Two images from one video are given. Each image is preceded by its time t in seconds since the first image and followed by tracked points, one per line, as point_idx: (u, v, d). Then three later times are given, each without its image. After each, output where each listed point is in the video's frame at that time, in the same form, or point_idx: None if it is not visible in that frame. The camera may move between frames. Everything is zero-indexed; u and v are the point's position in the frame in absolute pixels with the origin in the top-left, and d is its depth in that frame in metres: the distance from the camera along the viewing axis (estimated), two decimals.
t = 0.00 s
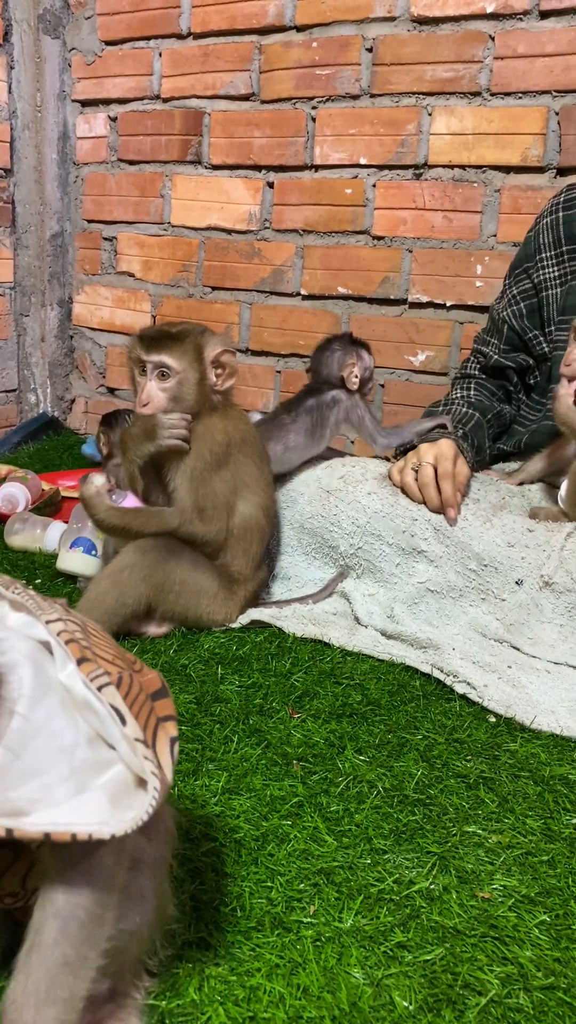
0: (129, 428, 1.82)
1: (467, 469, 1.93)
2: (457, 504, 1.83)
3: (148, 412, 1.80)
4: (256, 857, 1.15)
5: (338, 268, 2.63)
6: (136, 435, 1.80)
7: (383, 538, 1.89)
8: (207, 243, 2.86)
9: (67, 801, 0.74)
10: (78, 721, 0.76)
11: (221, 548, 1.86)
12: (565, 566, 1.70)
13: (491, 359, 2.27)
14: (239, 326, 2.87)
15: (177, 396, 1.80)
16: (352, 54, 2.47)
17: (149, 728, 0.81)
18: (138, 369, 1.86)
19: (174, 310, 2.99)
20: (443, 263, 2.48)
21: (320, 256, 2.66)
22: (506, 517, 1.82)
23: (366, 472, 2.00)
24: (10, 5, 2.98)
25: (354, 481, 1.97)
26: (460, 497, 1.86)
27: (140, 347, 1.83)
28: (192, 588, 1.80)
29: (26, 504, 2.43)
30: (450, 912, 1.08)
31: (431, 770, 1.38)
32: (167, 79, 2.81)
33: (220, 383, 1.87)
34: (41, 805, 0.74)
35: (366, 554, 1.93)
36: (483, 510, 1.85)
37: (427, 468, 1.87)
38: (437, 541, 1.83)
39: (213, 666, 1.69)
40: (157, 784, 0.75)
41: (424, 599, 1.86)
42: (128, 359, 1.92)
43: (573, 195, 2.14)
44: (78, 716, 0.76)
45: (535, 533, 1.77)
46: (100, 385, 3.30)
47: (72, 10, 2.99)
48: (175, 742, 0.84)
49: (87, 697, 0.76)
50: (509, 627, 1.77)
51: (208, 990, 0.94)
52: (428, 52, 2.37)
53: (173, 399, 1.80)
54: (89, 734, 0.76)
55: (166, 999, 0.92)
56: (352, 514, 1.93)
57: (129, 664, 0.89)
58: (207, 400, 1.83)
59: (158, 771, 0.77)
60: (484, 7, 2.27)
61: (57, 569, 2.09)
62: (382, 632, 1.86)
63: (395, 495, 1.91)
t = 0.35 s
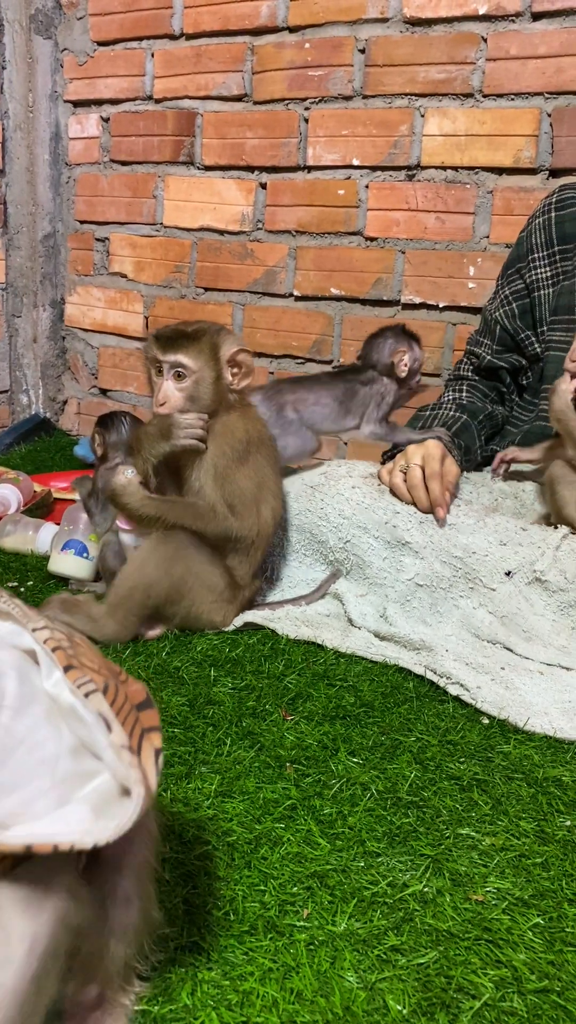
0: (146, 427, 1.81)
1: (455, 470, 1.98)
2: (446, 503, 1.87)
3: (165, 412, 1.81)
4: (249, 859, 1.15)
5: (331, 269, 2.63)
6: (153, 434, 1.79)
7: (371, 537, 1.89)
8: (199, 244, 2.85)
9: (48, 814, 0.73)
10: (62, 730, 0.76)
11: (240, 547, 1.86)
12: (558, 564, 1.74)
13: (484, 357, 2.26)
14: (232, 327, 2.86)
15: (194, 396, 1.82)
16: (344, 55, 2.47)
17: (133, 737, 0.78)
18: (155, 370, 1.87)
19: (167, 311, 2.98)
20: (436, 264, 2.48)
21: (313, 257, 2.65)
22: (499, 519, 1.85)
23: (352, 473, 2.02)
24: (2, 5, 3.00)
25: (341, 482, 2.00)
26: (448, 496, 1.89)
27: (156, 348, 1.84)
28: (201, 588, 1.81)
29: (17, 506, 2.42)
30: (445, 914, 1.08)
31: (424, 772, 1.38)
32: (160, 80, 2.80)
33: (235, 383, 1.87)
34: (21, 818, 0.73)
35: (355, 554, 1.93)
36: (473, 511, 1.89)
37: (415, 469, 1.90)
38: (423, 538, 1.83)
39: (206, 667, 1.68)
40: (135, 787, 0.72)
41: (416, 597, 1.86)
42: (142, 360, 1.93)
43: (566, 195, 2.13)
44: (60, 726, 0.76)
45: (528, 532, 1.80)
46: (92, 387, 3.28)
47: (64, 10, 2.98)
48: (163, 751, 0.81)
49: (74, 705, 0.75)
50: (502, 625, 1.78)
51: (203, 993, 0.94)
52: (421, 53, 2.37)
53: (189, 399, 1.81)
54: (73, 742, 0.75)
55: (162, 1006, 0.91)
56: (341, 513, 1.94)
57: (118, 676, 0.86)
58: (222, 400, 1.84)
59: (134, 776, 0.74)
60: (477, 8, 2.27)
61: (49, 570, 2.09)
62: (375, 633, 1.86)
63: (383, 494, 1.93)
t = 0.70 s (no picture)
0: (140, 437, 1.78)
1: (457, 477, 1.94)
2: (442, 504, 1.83)
3: (159, 423, 1.78)
4: (244, 859, 1.15)
5: (325, 270, 2.63)
6: (147, 444, 1.76)
7: (367, 536, 1.90)
8: (194, 245, 2.85)
9: None
10: None
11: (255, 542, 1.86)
12: (554, 564, 1.72)
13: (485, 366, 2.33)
14: (227, 328, 2.86)
15: (187, 404, 1.79)
16: (338, 55, 2.48)
17: (49, 849, 0.71)
18: (146, 380, 1.84)
19: (161, 312, 2.98)
20: (430, 265, 2.49)
21: (307, 258, 2.66)
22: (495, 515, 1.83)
23: (348, 471, 2.01)
24: None
25: (339, 479, 1.98)
26: (445, 497, 1.86)
27: (146, 358, 1.82)
28: (221, 590, 1.80)
29: (12, 507, 2.41)
30: (441, 914, 1.08)
31: (418, 772, 1.38)
32: (154, 80, 2.80)
33: (229, 388, 1.84)
34: None
35: (351, 553, 1.94)
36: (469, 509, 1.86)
37: (417, 468, 1.88)
38: (419, 537, 1.83)
39: (201, 666, 1.69)
40: None
41: (411, 596, 1.87)
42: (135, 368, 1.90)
43: (558, 200, 2.14)
44: None
45: (524, 528, 1.79)
46: (87, 388, 3.28)
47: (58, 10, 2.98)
48: (85, 880, 0.71)
49: None
50: (498, 624, 1.78)
51: (199, 994, 0.94)
52: (415, 54, 2.37)
53: (183, 407, 1.79)
54: None
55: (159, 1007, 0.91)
56: (335, 511, 1.94)
57: (93, 751, 0.80)
58: (217, 406, 1.81)
59: None
60: (471, 10, 2.28)
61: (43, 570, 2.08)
62: (370, 633, 1.86)
63: (379, 492, 1.91)
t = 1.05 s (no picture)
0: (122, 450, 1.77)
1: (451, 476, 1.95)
2: (437, 503, 1.83)
3: (140, 435, 1.79)
4: (239, 859, 1.15)
5: (320, 270, 2.64)
6: (128, 457, 1.75)
7: (362, 537, 1.90)
8: (189, 245, 2.85)
9: None
10: None
11: (248, 549, 1.85)
12: (549, 564, 1.72)
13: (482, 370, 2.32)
14: (222, 328, 2.86)
15: (166, 417, 1.78)
16: (334, 55, 2.48)
17: (72, 864, 0.70)
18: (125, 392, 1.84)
19: (157, 313, 2.98)
20: (425, 265, 2.49)
21: (302, 258, 2.66)
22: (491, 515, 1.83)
23: (344, 471, 2.01)
24: None
25: (335, 479, 1.98)
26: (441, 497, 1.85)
27: (125, 371, 1.81)
28: (213, 595, 1.80)
29: (7, 508, 2.41)
30: (438, 913, 1.08)
31: (414, 772, 1.38)
32: (149, 80, 2.80)
33: (211, 399, 1.82)
34: None
35: (346, 553, 1.94)
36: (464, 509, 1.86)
37: (411, 468, 1.88)
38: (414, 538, 1.84)
39: (196, 666, 1.68)
40: None
41: (407, 596, 1.88)
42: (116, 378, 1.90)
43: (553, 201, 2.14)
44: None
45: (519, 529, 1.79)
46: (82, 388, 3.28)
47: (53, 10, 2.98)
48: (103, 895, 0.71)
49: None
50: (493, 625, 1.79)
51: (195, 996, 0.93)
52: (410, 55, 2.37)
53: (163, 420, 1.78)
54: None
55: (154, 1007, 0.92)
56: (330, 511, 1.94)
57: (111, 766, 0.80)
58: (198, 417, 1.80)
59: (12, 925, 0.65)
60: (465, 11, 2.28)
61: (38, 572, 2.07)
62: (365, 633, 1.87)
63: (374, 493, 1.91)
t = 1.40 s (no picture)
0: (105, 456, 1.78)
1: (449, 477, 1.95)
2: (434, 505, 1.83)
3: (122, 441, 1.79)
4: (236, 860, 1.15)
5: (317, 271, 2.64)
6: (112, 464, 1.76)
7: (359, 538, 1.90)
8: (186, 245, 2.85)
9: None
10: None
11: (243, 548, 1.85)
12: (546, 564, 1.74)
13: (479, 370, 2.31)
14: (219, 328, 2.86)
15: (147, 422, 1.78)
16: (331, 56, 2.48)
17: (69, 866, 0.70)
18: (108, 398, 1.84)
19: (153, 313, 2.98)
20: (422, 266, 2.49)
21: (299, 259, 2.65)
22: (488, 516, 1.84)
23: (342, 472, 2.00)
24: None
25: (331, 480, 1.98)
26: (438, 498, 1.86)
27: (106, 377, 1.81)
28: (209, 596, 1.81)
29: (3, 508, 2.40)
30: (434, 913, 1.08)
31: (411, 773, 1.38)
32: (146, 80, 2.79)
33: (193, 404, 1.80)
34: None
35: (342, 554, 1.94)
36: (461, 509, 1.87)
37: (410, 468, 1.87)
38: (411, 538, 1.84)
39: (193, 667, 1.68)
40: None
41: (403, 596, 1.88)
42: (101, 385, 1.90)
43: (551, 202, 2.15)
44: None
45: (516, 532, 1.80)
46: (79, 388, 3.28)
47: (50, 10, 2.97)
48: (101, 895, 0.70)
49: None
50: (490, 625, 1.79)
51: (192, 997, 0.93)
52: (407, 56, 2.38)
53: (145, 425, 1.78)
54: None
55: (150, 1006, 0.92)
56: (327, 512, 1.94)
57: (104, 765, 0.79)
58: (178, 422, 1.79)
59: (12, 930, 0.64)
60: (462, 11, 2.28)
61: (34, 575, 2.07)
62: (363, 634, 1.87)
63: (370, 494, 1.91)
